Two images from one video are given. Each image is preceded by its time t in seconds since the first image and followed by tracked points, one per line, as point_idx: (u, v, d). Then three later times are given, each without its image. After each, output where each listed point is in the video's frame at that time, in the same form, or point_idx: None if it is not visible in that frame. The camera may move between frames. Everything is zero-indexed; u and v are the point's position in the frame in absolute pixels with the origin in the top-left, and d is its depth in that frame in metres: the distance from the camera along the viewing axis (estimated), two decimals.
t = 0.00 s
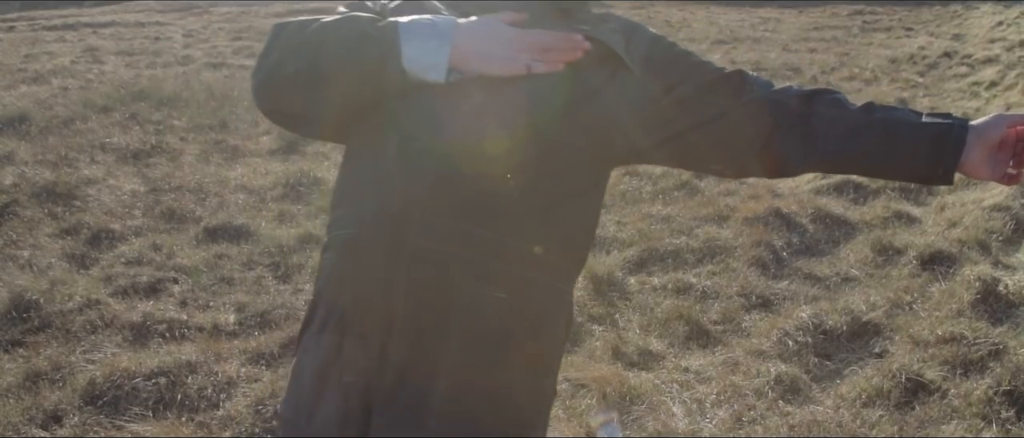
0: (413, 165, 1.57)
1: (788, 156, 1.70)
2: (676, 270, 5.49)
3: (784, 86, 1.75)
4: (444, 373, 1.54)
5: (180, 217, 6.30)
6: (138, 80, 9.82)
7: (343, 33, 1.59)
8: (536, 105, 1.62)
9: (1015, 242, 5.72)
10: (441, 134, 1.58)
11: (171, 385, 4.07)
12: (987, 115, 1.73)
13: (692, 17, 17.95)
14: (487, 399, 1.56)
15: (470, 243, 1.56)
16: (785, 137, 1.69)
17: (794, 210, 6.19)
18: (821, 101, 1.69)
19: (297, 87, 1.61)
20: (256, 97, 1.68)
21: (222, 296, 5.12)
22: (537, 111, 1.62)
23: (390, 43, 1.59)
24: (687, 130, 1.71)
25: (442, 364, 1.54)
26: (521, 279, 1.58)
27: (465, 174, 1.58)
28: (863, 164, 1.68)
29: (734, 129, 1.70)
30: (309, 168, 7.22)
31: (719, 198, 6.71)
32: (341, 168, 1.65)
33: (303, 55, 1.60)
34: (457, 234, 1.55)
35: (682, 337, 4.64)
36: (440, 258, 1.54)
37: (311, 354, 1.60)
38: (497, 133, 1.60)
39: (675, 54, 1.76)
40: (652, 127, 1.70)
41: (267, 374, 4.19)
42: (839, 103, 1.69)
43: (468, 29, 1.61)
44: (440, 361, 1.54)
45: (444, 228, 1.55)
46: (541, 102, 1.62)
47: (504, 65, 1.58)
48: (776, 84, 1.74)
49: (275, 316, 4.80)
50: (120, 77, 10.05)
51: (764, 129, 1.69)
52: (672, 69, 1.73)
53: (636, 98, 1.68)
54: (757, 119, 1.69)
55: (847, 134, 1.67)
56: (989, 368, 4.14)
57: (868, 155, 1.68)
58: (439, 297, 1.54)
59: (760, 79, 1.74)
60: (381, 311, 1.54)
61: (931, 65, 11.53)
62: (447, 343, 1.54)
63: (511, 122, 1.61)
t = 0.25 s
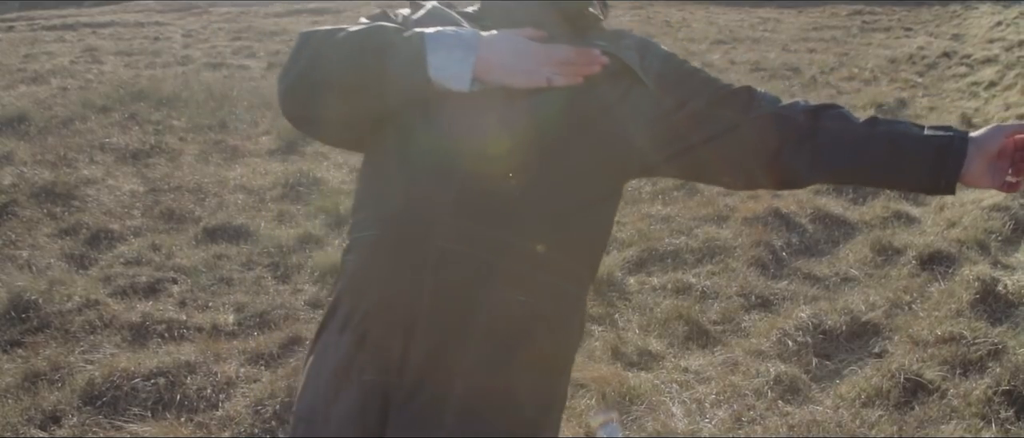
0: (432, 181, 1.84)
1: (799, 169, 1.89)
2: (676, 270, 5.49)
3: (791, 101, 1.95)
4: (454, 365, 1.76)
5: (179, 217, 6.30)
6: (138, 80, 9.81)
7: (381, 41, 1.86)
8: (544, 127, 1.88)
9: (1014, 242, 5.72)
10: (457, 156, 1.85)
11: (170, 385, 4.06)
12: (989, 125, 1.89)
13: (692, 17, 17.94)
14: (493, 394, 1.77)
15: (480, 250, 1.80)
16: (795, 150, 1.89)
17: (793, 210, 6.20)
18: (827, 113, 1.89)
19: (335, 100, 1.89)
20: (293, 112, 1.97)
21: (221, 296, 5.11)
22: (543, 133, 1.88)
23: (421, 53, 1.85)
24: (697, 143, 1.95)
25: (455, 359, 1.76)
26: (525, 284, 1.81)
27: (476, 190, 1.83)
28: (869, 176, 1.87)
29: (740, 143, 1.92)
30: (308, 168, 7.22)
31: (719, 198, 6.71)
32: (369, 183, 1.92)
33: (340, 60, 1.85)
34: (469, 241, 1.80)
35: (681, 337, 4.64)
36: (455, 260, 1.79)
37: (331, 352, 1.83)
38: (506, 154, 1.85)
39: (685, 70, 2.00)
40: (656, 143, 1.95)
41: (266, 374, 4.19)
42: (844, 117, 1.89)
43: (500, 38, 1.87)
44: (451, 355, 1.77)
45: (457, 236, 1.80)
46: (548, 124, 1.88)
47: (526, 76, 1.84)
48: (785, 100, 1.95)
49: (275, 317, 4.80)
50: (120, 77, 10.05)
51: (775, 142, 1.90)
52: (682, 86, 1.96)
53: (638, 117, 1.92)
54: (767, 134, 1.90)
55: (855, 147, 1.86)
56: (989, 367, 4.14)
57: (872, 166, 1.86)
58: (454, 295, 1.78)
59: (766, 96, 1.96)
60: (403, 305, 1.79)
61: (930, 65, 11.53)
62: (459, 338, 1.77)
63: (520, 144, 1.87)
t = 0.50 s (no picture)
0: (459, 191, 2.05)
1: (806, 186, 2.10)
2: (674, 270, 5.49)
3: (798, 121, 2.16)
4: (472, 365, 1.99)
5: (177, 217, 6.30)
6: (136, 80, 9.81)
7: (411, 54, 2.06)
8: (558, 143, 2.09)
9: (1012, 242, 5.74)
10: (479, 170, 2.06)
11: (168, 386, 4.06)
12: (985, 144, 2.12)
13: (690, 17, 17.94)
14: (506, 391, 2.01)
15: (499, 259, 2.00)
16: (801, 168, 2.10)
17: (791, 211, 6.20)
18: (830, 133, 2.11)
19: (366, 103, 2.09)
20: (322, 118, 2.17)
21: (219, 296, 5.11)
22: (556, 151, 2.08)
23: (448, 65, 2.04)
24: (708, 161, 2.15)
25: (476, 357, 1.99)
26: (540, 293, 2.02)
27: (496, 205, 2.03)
28: (871, 191, 2.08)
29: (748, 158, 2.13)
30: (307, 168, 7.21)
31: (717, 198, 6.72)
32: (395, 189, 2.14)
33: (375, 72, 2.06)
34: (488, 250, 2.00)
35: (680, 337, 4.65)
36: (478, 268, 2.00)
37: (353, 353, 2.06)
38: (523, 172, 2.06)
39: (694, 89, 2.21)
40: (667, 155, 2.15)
41: (265, 374, 4.19)
42: (848, 137, 2.10)
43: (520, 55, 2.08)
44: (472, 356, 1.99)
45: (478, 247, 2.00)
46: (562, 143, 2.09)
47: (548, 92, 2.05)
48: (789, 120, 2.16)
49: (273, 317, 4.80)
50: (118, 77, 10.04)
51: (780, 160, 2.11)
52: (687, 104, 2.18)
53: (647, 134, 2.13)
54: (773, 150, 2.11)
55: (861, 165, 2.07)
56: (987, 367, 4.15)
57: (874, 183, 2.07)
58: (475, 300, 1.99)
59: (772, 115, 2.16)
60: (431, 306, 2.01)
61: (929, 65, 11.53)
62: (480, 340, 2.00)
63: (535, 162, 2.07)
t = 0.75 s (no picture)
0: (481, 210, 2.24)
1: (808, 209, 2.25)
2: (669, 270, 5.49)
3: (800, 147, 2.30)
4: (493, 371, 2.19)
5: (173, 217, 6.29)
6: (131, 80, 9.79)
7: (435, 74, 2.14)
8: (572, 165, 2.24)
9: (1007, 242, 5.75)
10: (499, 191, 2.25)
11: (163, 386, 4.06)
12: (976, 170, 2.23)
13: (686, 17, 17.94)
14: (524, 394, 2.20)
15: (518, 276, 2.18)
16: (804, 191, 2.25)
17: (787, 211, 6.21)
18: (831, 159, 2.26)
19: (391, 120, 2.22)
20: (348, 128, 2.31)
21: (214, 296, 5.11)
22: (569, 170, 2.23)
23: (474, 81, 2.10)
24: (717, 181, 2.30)
25: (494, 362, 2.18)
26: (555, 303, 2.20)
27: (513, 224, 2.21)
28: (867, 213, 2.23)
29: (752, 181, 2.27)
30: (302, 168, 7.21)
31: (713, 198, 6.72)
32: (425, 201, 2.34)
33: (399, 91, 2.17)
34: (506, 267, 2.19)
35: (675, 337, 4.65)
36: (497, 283, 2.18)
37: (377, 355, 2.31)
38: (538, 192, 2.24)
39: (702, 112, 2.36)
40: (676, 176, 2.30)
41: (260, 374, 4.19)
42: (846, 162, 2.25)
43: (543, 73, 2.15)
44: (492, 364, 2.19)
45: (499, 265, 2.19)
46: (576, 163, 2.24)
47: (566, 111, 2.11)
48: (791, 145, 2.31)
49: (268, 317, 4.79)
50: (113, 77, 10.02)
51: (783, 184, 2.26)
52: (694, 126, 2.31)
53: (659, 157, 2.28)
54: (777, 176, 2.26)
55: (859, 189, 2.22)
56: (981, 367, 4.16)
57: (874, 207, 2.23)
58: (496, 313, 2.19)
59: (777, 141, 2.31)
60: (455, 316, 2.21)
61: (924, 66, 11.56)
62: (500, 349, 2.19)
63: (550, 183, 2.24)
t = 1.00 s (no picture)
0: (501, 222, 2.25)
1: (806, 234, 2.44)
2: (663, 269, 5.49)
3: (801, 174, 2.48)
4: (515, 380, 2.24)
5: (166, 216, 6.27)
6: (125, 79, 9.76)
7: (461, 88, 2.18)
8: (590, 181, 2.26)
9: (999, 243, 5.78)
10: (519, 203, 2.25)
11: (156, 385, 4.05)
12: (960, 205, 2.53)
13: (681, 18, 17.95)
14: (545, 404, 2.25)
15: (539, 288, 2.22)
16: (803, 218, 2.43)
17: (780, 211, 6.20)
18: (829, 188, 2.44)
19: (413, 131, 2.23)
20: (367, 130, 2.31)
21: (208, 296, 5.09)
22: (591, 185, 2.26)
23: (499, 99, 2.18)
24: (728, 202, 2.43)
25: (519, 370, 2.23)
26: (575, 315, 2.25)
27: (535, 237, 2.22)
28: (858, 242, 2.46)
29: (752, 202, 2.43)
30: (296, 167, 7.19)
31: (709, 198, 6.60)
32: (437, 209, 2.34)
33: (423, 101, 2.20)
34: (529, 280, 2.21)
35: (669, 337, 4.66)
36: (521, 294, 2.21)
37: (396, 362, 2.27)
38: (559, 206, 2.24)
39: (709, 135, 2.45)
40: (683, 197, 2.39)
41: (254, 374, 4.18)
42: (843, 193, 2.44)
43: (564, 91, 2.22)
44: (513, 371, 2.24)
45: (523, 277, 2.21)
46: (595, 181, 2.26)
47: (585, 132, 2.19)
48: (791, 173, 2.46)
49: (262, 316, 4.79)
50: (106, 76, 9.99)
51: (779, 208, 2.43)
52: (701, 152, 2.40)
53: (671, 176, 2.35)
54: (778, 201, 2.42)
55: (855, 220, 2.43)
56: (973, 367, 4.18)
57: (866, 235, 2.45)
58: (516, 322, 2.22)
59: (779, 173, 2.44)
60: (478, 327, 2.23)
61: (918, 66, 11.59)
62: (521, 360, 2.23)
63: (571, 197, 2.25)
